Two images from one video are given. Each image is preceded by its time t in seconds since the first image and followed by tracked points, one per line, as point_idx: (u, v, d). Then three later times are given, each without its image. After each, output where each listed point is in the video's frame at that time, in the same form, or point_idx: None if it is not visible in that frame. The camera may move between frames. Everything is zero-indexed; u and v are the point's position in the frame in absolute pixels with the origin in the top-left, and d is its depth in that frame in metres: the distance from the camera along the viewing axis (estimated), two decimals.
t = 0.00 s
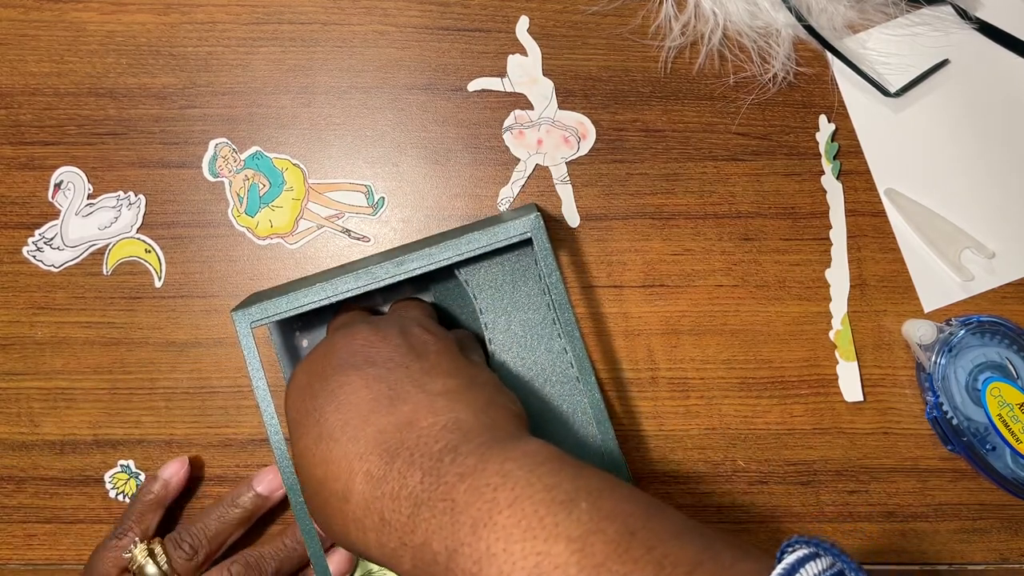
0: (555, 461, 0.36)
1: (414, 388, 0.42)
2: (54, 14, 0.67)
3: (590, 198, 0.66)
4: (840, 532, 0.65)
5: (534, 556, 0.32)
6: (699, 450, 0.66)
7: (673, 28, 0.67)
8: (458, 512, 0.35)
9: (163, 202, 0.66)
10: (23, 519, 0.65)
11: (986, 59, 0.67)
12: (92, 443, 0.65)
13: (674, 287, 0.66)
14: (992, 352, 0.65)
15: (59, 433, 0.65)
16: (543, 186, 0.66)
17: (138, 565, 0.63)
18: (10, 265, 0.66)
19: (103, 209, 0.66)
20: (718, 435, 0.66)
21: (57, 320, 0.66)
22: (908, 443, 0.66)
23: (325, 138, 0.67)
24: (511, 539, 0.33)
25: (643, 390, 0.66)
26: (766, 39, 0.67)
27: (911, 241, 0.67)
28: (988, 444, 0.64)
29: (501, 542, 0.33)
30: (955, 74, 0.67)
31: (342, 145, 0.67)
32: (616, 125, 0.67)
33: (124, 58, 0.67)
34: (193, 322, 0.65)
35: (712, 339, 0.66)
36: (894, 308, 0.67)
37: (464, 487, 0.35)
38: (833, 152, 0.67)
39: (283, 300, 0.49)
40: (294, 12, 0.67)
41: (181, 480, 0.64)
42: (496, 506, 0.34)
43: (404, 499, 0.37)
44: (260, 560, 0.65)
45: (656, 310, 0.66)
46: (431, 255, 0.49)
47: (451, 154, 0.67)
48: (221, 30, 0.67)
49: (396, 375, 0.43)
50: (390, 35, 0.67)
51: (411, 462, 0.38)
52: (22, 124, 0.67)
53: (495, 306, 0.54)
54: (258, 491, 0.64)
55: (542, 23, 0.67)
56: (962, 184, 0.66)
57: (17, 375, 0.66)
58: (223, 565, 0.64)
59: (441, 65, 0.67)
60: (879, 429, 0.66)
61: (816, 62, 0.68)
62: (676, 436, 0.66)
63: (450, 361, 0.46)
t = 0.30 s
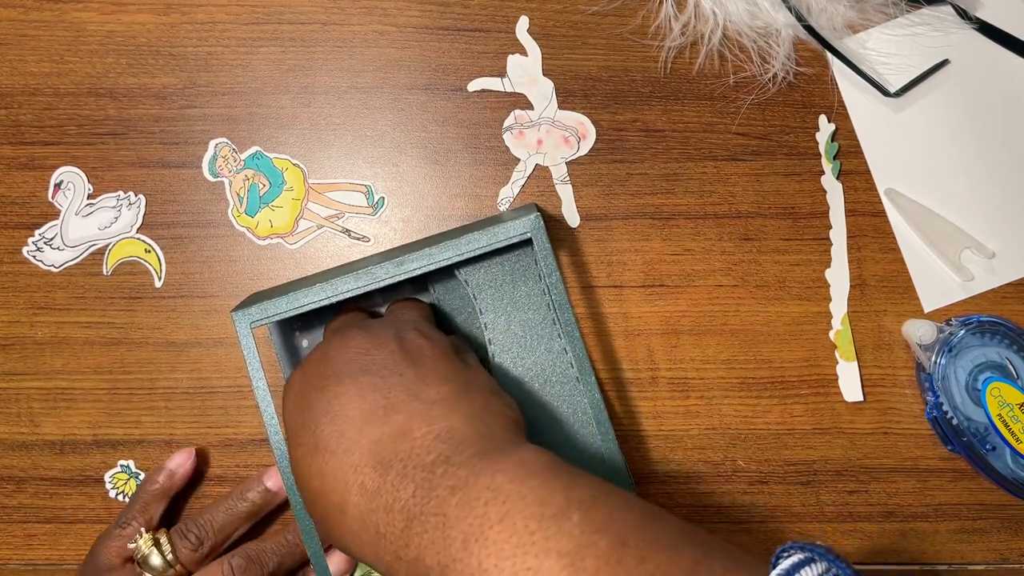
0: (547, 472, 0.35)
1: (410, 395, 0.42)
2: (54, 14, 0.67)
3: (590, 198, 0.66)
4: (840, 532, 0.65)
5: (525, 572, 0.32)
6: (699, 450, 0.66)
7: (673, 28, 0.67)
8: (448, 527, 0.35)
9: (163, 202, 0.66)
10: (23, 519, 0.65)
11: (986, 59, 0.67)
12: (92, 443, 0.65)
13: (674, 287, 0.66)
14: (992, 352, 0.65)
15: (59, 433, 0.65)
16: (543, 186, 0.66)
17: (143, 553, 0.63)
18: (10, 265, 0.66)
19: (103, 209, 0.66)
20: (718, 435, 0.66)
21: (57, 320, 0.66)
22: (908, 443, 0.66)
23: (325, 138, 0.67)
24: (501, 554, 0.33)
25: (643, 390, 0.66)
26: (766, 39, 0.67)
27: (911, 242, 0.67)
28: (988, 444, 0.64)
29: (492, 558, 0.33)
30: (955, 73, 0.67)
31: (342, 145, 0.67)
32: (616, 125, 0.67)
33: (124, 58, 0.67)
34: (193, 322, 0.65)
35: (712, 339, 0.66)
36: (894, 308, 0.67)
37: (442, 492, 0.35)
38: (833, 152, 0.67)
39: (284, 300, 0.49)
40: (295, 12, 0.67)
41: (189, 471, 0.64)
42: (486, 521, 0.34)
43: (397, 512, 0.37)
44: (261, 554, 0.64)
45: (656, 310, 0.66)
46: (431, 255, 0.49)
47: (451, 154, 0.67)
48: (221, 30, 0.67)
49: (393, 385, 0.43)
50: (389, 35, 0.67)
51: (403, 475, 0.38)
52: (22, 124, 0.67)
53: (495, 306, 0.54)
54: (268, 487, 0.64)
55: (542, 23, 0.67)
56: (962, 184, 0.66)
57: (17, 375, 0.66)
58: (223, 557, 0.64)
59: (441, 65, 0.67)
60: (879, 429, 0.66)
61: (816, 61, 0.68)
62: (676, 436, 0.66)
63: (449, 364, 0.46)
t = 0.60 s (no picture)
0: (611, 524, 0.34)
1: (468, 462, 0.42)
2: (54, 14, 0.67)
3: (590, 198, 0.66)
4: (841, 532, 0.65)
5: None
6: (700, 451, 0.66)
7: (673, 28, 0.67)
8: None
9: (163, 202, 0.66)
10: (22, 519, 0.65)
11: (986, 59, 0.67)
12: (92, 443, 0.65)
13: (674, 286, 0.66)
14: (992, 352, 0.65)
15: (59, 433, 0.65)
16: (543, 186, 0.66)
17: (156, 528, 0.63)
18: (11, 266, 0.66)
19: (103, 209, 0.66)
20: (718, 435, 0.66)
21: (57, 319, 0.66)
22: (908, 443, 0.66)
23: (325, 138, 0.67)
24: None
25: (643, 390, 0.66)
26: (766, 39, 0.67)
27: (911, 242, 0.67)
28: (988, 444, 0.64)
29: None
30: (955, 74, 0.67)
31: (342, 145, 0.67)
32: (616, 125, 0.67)
33: (124, 58, 0.67)
34: (193, 322, 0.65)
35: (712, 339, 0.66)
36: (894, 307, 0.67)
37: (509, 541, 0.34)
38: (833, 152, 0.67)
39: (284, 299, 0.49)
40: (295, 12, 0.67)
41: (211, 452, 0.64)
42: None
43: None
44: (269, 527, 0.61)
45: (656, 309, 0.66)
46: (431, 255, 0.49)
47: (451, 154, 0.67)
48: (221, 30, 0.67)
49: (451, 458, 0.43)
50: (389, 35, 0.67)
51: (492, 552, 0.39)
52: (22, 124, 0.67)
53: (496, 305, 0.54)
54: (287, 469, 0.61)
55: (542, 23, 0.67)
56: (962, 184, 0.66)
57: (17, 375, 0.66)
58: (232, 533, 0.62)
59: (441, 65, 0.67)
60: (879, 429, 0.66)
61: (815, 62, 0.68)
62: (676, 436, 0.66)
63: (493, 414, 0.48)
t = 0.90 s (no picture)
0: None
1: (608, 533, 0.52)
2: (54, 14, 0.67)
3: (590, 198, 0.66)
4: (841, 532, 0.65)
5: None
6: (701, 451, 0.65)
7: (673, 28, 0.67)
8: None
9: (162, 202, 0.66)
10: (22, 519, 0.65)
11: (986, 59, 0.67)
12: (92, 443, 0.65)
13: (674, 286, 0.66)
14: (992, 352, 0.65)
15: (59, 433, 0.65)
16: (543, 186, 0.66)
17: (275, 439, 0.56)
18: (11, 265, 0.66)
19: (103, 209, 0.66)
20: (718, 436, 0.66)
21: (57, 319, 0.66)
22: (908, 443, 0.66)
23: (325, 137, 0.67)
24: None
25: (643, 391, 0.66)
26: (766, 39, 0.67)
27: (911, 242, 0.67)
28: (988, 444, 0.64)
29: None
30: (955, 74, 0.67)
31: (342, 145, 0.67)
32: (616, 125, 0.67)
33: (124, 58, 0.67)
34: (193, 322, 0.65)
35: (712, 339, 0.66)
36: (894, 307, 0.67)
37: None
38: (833, 152, 0.67)
39: (297, 298, 0.49)
40: (295, 12, 0.67)
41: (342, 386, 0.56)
42: None
43: None
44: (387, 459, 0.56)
45: (657, 309, 0.66)
46: (443, 253, 0.49)
47: (452, 154, 0.67)
48: (221, 30, 0.67)
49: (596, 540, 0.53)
50: (389, 35, 0.67)
51: None
52: (22, 124, 0.67)
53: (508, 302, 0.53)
54: (410, 413, 0.56)
55: (542, 23, 0.67)
56: (963, 184, 0.66)
57: (17, 375, 0.66)
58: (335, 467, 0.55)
59: (441, 65, 0.67)
60: (879, 429, 0.66)
61: (816, 61, 0.68)
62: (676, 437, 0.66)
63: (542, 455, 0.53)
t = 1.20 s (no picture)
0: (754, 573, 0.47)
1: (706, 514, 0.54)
2: (54, 14, 0.67)
3: (590, 198, 0.66)
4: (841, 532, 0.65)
5: None
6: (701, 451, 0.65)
7: (673, 28, 0.67)
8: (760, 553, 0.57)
9: (162, 202, 0.66)
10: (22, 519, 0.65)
11: (986, 59, 0.67)
12: (92, 443, 0.65)
13: (674, 287, 0.66)
14: (992, 352, 0.65)
15: (59, 433, 0.65)
16: (543, 186, 0.66)
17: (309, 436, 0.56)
18: (11, 265, 0.66)
19: (103, 209, 0.66)
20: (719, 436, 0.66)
21: (57, 319, 0.66)
22: (908, 443, 0.66)
23: (325, 137, 0.67)
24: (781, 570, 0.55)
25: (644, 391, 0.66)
26: (766, 39, 0.67)
27: (911, 242, 0.67)
28: (988, 444, 0.64)
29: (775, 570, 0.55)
30: (955, 74, 0.67)
31: (342, 145, 0.67)
32: (616, 125, 0.67)
33: (124, 58, 0.67)
34: (193, 322, 0.65)
35: (712, 339, 0.66)
36: (894, 307, 0.67)
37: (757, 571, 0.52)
38: (833, 152, 0.67)
39: (298, 309, 0.49)
40: (295, 12, 0.67)
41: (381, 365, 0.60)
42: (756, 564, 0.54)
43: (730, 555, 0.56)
44: (428, 453, 0.57)
45: (657, 309, 0.66)
46: (441, 254, 0.49)
47: (452, 154, 0.67)
48: (221, 30, 0.67)
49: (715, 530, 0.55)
50: (389, 35, 0.67)
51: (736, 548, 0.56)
52: (22, 124, 0.67)
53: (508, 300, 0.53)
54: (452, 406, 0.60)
55: (541, 23, 0.67)
56: (964, 184, 0.66)
57: (17, 375, 0.66)
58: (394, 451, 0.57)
59: (441, 65, 0.67)
60: (879, 429, 0.66)
61: (816, 61, 0.68)
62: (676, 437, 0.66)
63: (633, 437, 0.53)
